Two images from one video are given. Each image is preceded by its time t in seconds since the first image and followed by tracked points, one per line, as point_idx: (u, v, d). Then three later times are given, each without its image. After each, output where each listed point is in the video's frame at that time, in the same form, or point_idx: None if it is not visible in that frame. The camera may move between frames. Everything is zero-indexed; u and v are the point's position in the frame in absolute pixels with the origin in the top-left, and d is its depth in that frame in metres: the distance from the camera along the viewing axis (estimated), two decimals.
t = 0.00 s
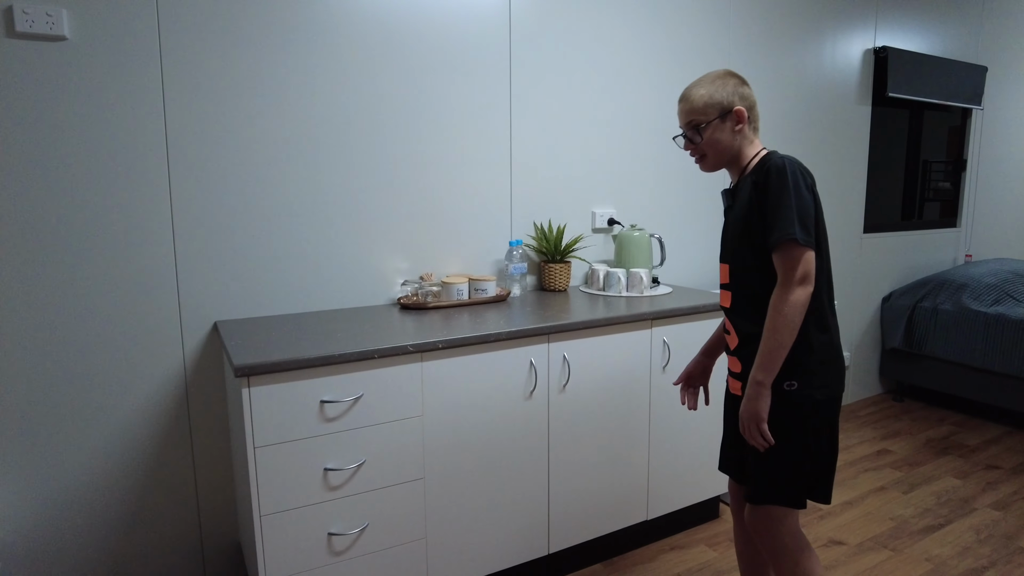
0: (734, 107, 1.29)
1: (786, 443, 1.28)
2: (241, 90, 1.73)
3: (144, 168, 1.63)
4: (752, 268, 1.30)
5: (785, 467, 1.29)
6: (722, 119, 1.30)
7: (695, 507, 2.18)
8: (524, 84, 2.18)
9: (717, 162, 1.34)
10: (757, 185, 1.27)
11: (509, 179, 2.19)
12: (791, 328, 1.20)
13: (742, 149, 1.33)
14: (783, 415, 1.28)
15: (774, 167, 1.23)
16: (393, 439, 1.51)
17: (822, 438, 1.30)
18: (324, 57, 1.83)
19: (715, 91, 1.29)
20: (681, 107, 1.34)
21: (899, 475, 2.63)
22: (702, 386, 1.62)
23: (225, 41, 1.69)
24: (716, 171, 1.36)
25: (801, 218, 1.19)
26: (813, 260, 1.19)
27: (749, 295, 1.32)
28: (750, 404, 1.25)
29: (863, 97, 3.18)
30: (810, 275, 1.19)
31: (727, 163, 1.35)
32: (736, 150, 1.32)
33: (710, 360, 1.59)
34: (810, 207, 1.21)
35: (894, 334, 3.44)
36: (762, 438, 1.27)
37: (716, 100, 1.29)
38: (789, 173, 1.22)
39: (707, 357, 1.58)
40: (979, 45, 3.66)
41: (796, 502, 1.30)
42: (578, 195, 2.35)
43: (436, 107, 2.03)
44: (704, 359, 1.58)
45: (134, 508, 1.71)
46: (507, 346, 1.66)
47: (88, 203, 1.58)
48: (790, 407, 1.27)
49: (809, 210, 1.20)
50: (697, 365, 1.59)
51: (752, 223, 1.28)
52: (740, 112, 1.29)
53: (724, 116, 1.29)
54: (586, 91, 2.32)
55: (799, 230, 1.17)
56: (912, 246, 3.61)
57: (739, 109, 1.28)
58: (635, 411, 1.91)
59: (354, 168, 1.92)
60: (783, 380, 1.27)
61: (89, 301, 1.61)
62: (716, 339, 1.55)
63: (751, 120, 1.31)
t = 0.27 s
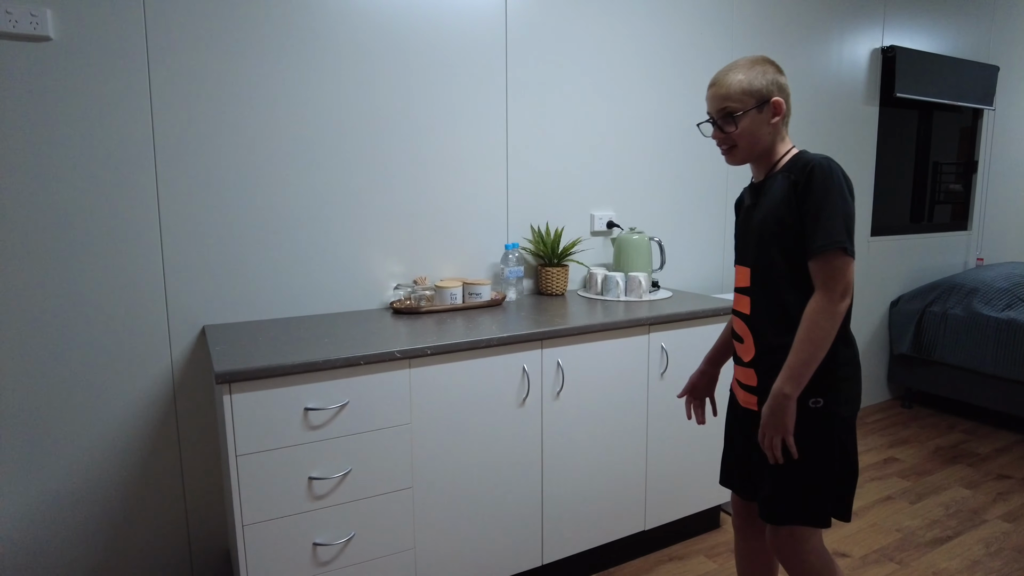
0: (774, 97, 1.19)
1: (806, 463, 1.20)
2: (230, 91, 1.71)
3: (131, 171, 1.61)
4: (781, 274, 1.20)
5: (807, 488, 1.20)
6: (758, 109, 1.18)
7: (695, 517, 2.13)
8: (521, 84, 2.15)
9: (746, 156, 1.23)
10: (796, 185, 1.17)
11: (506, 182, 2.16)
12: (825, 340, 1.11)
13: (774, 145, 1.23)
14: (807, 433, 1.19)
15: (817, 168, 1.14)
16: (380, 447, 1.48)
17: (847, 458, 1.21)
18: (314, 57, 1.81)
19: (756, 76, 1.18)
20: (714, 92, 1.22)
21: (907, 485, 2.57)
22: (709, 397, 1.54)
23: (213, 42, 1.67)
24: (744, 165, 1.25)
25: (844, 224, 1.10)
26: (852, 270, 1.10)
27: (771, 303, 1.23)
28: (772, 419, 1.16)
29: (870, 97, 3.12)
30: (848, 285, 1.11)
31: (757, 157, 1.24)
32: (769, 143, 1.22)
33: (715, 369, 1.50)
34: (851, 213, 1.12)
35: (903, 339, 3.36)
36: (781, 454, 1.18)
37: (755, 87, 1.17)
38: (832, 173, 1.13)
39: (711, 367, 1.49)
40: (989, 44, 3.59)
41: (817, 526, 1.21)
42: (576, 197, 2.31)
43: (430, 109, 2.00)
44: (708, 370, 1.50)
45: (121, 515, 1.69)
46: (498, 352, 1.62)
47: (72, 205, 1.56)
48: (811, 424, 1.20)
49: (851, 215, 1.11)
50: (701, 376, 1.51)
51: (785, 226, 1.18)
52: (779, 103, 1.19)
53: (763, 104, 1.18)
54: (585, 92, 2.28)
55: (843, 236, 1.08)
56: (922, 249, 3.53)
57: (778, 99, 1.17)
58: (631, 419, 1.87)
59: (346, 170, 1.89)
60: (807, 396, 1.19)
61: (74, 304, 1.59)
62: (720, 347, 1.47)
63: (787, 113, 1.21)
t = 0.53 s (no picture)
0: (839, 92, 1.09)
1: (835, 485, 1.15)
2: (213, 91, 1.69)
3: (113, 171, 1.60)
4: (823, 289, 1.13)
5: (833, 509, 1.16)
6: (821, 103, 1.08)
7: (688, 522, 2.10)
8: (510, 82, 2.12)
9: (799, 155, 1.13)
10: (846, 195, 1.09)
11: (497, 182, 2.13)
12: (866, 366, 1.04)
13: (824, 143, 1.14)
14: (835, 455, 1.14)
15: (874, 179, 1.05)
16: (361, 451, 1.46)
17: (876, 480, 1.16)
18: (299, 56, 1.79)
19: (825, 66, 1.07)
20: (773, 78, 1.09)
21: (906, 491, 2.52)
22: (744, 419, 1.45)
23: (197, 40, 1.65)
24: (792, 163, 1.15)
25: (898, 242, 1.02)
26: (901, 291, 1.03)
27: (810, 318, 1.16)
28: (804, 445, 1.10)
29: (870, 97, 3.08)
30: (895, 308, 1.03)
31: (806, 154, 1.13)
32: (821, 141, 1.12)
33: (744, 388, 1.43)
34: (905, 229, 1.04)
35: (904, 343, 3.32)
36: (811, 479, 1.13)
37: (822, 78, 1.06)
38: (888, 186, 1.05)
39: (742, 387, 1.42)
40: (992, 44, 3.55)
41: (849, 549, 1.17)
42: (569, 198, 2.28)
43: (419, 108, 1.98)
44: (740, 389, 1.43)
45: (103, 519, 1.67)
46: (483, 355, 1.59)
47: (53, 204, 1.54)
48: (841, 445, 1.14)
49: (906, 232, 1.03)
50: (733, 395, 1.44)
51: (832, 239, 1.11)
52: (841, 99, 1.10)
53: (829, 98, 1.08)
54: (578, 92, 2.25)
55: (897, 256, 1.01)
56: (924, 251, 3.49)
57: (842, 94, 1.08)
58: (621, 423, 1.84)
59: (333, 170, 1.87)
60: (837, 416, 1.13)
61: (54, 305, 1.57)
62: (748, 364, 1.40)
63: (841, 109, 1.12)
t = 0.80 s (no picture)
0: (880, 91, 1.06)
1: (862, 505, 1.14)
2: (197, 94, 1.69)
3: (96, 174, 1.60)
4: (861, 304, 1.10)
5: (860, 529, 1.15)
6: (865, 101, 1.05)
7: (676, 529, 2.08)
8: (498, 85, 2.11)
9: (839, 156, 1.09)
10: (886, 209, 1.05)
11: (484, 186, 2.12)
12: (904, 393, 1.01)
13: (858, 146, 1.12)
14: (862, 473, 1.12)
15: (918, 191, 1.01)
16: (339, 458, 1.45)
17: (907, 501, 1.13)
18: (284, 59, 1.78)
19: (867, 64, 1.04)
20: (816, 74, 1.05)
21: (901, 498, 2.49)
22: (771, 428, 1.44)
23: (179, 44, 1.65)
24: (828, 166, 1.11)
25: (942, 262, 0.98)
26: (943, 313, 0.99)
27: (843, 335, 1.14)
28: (835, 471, 1.08)
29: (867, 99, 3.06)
30: (936, 332, 0.99)
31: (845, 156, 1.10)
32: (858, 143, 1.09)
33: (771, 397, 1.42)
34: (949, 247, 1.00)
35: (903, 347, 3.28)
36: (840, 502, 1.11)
37: (867, 75, 1.04)
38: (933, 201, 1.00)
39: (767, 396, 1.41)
40: (991, 46, 3.52)
41: (874, 569, 1.15)
42: (558, 201, 2.27)
43: (405, 112, 1.97)
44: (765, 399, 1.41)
45: (85, 524, 1.67)
46: (464, 360, 1.58)
47: (34, 208, 1.54)
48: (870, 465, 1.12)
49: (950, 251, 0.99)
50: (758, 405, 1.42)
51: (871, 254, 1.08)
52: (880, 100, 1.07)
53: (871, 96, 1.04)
54: (566, 95, 2.24)
55: (939, 276, 0.97)
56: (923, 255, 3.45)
57: (883, 94, 1.06)
58: (606, 429, 1.82)
59: (318, 175, 1.86)
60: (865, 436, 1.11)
61: (36, 309, 1.57)
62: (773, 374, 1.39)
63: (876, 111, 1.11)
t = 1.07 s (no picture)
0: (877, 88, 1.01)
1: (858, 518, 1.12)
2: (176, 97, 1.69)
3: (74, 178, 1.61)
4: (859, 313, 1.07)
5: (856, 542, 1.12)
6: (861, 99, 1.00)
7: (660, 536, 2.06)
8: (481, 87, 2.10)
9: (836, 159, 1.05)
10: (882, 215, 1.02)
11: (468, 189, 2.12)
12: (898, 411, 0.98)
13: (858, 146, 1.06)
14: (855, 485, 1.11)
15: (914, 194, 0.98)
16: (311, 462, 1.45)
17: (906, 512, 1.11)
18: (263, 62, 1.79)
19: (861, 60, 0.99)
20: (808, 75, 1.00)
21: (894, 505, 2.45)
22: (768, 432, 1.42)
23: (159, 48, 1.66)
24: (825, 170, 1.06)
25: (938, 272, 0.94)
26: (939, 327, 0.95)
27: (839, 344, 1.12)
28: (830, 490, 1.06)
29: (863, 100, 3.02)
30: (931, 347, 0.95)
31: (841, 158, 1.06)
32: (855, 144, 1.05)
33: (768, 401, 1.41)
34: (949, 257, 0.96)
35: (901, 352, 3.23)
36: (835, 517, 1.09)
37: (862, 71, 0.99)
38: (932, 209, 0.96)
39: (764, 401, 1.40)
40: (991, 46, 3.47)
41: None
42: (544, 204, 2.26)
43: (388, 115, 1.97)
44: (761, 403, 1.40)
45: (63, 527, 1.67)
46: (439, 364, 1.58)
47: (12, 212, 1.56)
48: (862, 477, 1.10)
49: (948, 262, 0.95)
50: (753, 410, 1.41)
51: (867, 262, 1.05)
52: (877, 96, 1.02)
53: (866, 96, 1.00)
54: (552, 97, 2.23)
55: (934, 288, 0.93)
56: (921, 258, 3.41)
57: (883, 89, 1.00)
58: (586, 434, 1.81)
59: (299, 178, 1.87)
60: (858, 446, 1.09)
61: (14, 312, 1.58)
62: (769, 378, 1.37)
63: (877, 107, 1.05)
